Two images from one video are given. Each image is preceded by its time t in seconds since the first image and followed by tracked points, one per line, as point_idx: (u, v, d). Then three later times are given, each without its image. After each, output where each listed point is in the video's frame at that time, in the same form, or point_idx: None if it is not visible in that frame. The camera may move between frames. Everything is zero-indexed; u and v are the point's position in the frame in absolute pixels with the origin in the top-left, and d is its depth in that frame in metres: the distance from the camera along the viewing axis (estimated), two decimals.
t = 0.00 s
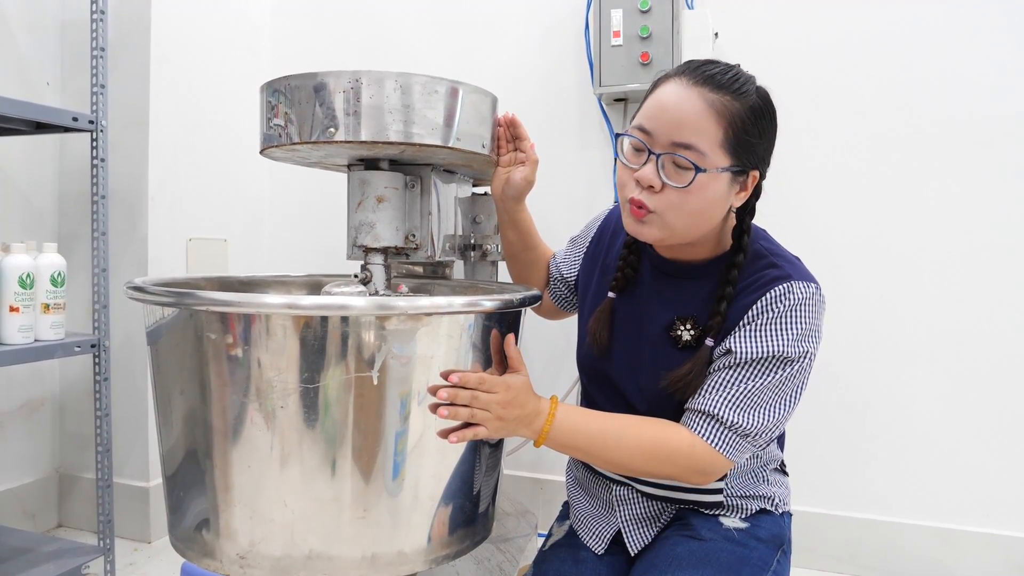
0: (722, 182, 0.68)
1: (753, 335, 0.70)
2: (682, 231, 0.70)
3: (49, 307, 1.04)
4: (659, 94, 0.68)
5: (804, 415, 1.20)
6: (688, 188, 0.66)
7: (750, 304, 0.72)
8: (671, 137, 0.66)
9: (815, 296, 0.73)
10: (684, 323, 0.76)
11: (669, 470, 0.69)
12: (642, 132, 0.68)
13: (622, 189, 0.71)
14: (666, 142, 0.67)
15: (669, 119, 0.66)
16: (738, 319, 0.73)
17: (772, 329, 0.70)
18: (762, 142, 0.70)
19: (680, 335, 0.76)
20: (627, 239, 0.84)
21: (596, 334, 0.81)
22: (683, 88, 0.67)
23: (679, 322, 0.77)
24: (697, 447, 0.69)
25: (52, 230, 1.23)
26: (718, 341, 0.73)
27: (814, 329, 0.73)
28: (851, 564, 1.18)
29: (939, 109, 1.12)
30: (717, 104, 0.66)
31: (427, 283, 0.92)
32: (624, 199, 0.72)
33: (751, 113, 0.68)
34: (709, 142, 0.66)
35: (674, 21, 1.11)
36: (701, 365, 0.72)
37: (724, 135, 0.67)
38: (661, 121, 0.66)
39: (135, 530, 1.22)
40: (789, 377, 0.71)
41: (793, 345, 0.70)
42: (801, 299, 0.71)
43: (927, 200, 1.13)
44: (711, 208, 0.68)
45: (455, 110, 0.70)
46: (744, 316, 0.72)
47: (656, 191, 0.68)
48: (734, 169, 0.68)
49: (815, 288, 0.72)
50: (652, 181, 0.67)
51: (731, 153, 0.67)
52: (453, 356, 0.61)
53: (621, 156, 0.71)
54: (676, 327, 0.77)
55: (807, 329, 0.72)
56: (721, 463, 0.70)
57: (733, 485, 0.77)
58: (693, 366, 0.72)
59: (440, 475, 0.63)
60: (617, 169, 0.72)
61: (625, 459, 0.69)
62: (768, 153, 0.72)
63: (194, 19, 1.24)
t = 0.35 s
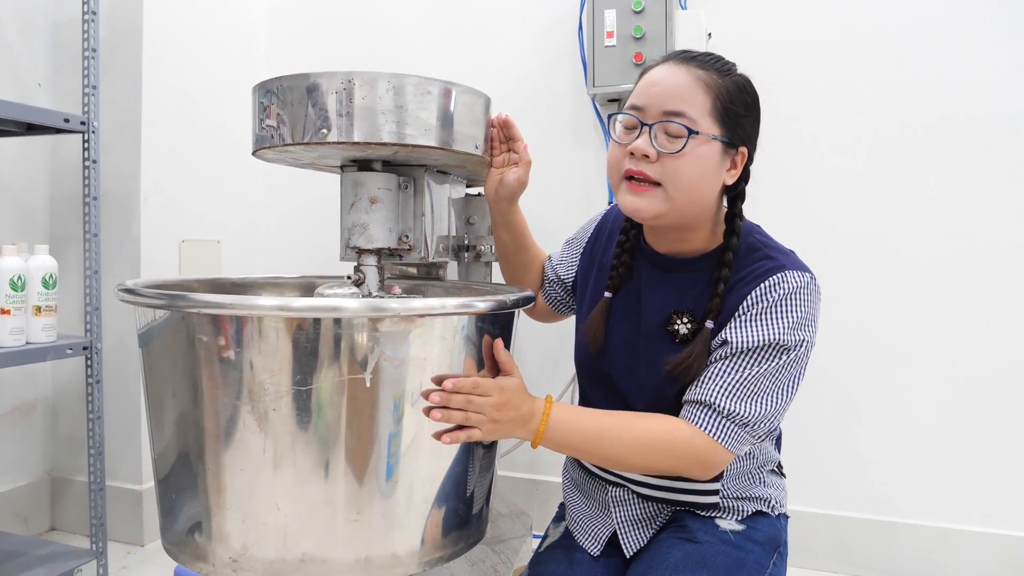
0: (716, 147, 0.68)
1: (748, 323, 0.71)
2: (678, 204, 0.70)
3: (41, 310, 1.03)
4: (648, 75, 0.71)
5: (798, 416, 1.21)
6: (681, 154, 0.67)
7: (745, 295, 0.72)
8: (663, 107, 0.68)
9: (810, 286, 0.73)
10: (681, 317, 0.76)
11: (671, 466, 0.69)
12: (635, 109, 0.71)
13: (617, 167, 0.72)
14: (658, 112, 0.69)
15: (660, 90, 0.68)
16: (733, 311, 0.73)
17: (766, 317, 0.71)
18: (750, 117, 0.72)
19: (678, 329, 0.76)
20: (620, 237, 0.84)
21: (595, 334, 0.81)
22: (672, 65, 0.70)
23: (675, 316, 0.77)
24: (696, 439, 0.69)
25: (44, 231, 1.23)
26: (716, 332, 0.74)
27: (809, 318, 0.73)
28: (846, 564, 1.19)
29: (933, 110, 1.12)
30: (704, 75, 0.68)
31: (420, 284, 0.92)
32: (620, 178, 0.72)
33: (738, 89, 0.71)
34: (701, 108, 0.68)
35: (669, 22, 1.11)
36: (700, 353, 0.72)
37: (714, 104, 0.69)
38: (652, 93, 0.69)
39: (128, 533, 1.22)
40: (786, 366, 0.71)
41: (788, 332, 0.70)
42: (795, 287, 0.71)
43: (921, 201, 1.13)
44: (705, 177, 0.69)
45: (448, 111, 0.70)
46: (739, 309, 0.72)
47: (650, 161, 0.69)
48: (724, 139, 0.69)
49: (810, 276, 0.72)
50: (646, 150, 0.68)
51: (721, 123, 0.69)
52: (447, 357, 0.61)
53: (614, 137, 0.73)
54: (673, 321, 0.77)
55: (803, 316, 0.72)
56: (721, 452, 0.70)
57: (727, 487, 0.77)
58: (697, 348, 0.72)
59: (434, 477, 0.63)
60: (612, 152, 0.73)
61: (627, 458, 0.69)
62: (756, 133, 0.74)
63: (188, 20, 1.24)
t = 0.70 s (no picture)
0: (717, 144, 0.71)
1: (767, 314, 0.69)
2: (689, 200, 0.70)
3: (37, 311, 1.03)
4: (635, 76, 0.72)
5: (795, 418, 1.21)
6: (690, 150, 0.69)
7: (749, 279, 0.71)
8: (663, 105, 0.70)
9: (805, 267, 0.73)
10: (679, 315, 0.76)
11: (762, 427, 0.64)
12: (631, 110, 0.71)
13: (618, 167, 0.71)
14: (660, 110, 0.70)
15: (659, 89, 0.70)
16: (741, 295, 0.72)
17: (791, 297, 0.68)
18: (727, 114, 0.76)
19: (677, 326, 0.75)
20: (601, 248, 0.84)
21: (594, 344, 0.79)
22: (660, 65, 0.72)
23: (674, 314, 0.76)
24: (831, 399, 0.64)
25: (41, 232, 1.22)
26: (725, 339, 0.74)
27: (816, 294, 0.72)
28: (843, 566, 1.19)
29: (931, 112, 1.12)
30: (693, 74, 0.71)
31: (417, 286, 0.92)
32: (622, 179, 0.72)
33: (719, 86, 0.75)
34: (699, 106, 0.71)
35: (667, 23, 1.11)
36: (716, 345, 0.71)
37: (706, 101, 0.72)
38: (651, 92, 0.70)
39: (124, 535, 1.21)
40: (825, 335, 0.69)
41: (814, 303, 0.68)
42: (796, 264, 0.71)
43: (918, 203, 1.13)
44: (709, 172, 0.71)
45: (445, 113, 0.70)
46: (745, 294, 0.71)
47: (659, 159, 0.69)
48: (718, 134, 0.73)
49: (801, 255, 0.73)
50: (655, 148, 0.68)
51: (714, 119, 0.72)
52: (443, 360, 0.61)
53: (609, 140, 0.72)
54: (673, 320, 0.76)
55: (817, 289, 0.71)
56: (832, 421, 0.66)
57: (723, 488, 0.77)
58: (712, 339, 0.71)
59: (430, 480, 0.63)
60: (608, 155, 0.72)
61: (767, 396, 0.61)
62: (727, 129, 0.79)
63: (185, 20, 1.24)
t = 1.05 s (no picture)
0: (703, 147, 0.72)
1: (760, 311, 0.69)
2: (676, 203, 0.71)
3: (36, 313, 1.03)
4: (619, 77, 0.72)
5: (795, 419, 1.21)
6: (677, 155, 0.69)
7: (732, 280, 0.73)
8: (650, 109, 0.70)
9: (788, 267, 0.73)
10: (662, 317, 0.76)
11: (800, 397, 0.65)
12: (617, 113, 0.71)
13: (605, 172, 0.71)
14: (646, 115, 0.70)
15: (646, 94, 0.69)
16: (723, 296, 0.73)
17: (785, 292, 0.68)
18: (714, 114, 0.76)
19: (660, 329, 0.76)
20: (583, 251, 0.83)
21: (579, 349, 0.78)
22: (646, 67, 0.71)
23: (657, 317, 0.76)
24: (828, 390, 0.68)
25: (41, 233, 1.22)
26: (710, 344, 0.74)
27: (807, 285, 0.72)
28: (843, 567, 1.18)
29: (930, 112, 1.12)
30: (680, 76, 0.71)
31: (416, 287, 0.92)
32: (608, 183, 0.72)
33: (704, 87, 0.75)
34: (686, 109, 0.70)
35: (667, 25, 1.11)
36: (696, 346, 0.72)
37: (693, 104, 0.72)
38: (637, 96, 0.70)
39: (124, 536, 1.21)
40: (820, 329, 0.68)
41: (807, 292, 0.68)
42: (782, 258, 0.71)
43: (918, 203, 1.13)
44: (696, 175, 0.71)
45: (444, 114, 0.69)
46: (728, 296, 0.73)
47: (646, 164, 0.69)
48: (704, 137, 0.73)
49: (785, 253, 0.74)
50: (642, 154, 0.69)
51: (701, 121, 0.72)
52: (443, 361, 0.61)
53: (595, 143, 0.72)
54: (655, 322, 0.76)
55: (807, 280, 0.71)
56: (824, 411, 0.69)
57: (715, 486, 0.76)
58: (691, 342, 0.72)
59: (430, 482, 0.63)
60: (594, 158, 0.72)
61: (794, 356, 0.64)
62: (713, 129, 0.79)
63: (183, 22, 1.23)
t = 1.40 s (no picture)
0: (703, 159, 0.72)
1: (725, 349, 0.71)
2: (677, 218, 0.71)
3: (38, 314, 1.03)
4: (618, 91, 0.71)
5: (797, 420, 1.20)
6: (678, 172, 0.69)
7: (726, 305, 0.72)
8: (651, 125, 0.69)
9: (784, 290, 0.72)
10: (654, 330, 0.76)
11: (740, 469, 0.64)
12: (617, 129, 0.70)
13: (605, 189, 0.71)
14: (648, 131, 0.69)
15: (646, 110, 0.69)
16: (715, 321, 0.72)
17: (754, 332, 0.69)
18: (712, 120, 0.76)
19: (652, 341, 0.76)
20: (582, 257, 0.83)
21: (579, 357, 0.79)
22: (645, 81, 0.70)
23: (649, 329, 0.77)
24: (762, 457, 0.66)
25: (43, 234, 1.22)
26: (705, 355, 0.73)
27: (795, 326, 0.72)
28: (846, 569, 1.18)
29: (933, 113, 1.12)
30: (679, 88, 0.70)
31: (418, 289, 0.92)
32: (609, 201, 0.72)
33: (703, 95, 0.74)
34: (686, 123, 0.70)
35: (669, 25, 1.11)
36: (692, 357, 0.72)
37: (692, 115, 0.71)
38: (637, 113, 0.69)
39: (126, 538, 1.21)
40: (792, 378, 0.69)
41: (784, 344, 0.68)
42: (771, 291, 0.70)
43: (920, 203, 1.13)
44: (696, 188, 0.71)
45: (446, 116, 0.69)
46: (721, 319, 0.72)
47: (648, 182, 0.69)
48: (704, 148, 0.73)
49: (783, 279, 0.72)
50: (644, 172, 0.68)
51: (701, 132, 0.72)
52: (446, 363, 0.61)
53: (596, 159, 0.72)
54: (647, 335, 0.76)
55: (791, 324, 0.71)
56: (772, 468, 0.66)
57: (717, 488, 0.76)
58: (685, 354, 0.72)
59: (433, 483, 0.62)
60: (595, 175, 0.72)
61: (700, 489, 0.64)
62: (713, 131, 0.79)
63: (184, 23, 1.24)
